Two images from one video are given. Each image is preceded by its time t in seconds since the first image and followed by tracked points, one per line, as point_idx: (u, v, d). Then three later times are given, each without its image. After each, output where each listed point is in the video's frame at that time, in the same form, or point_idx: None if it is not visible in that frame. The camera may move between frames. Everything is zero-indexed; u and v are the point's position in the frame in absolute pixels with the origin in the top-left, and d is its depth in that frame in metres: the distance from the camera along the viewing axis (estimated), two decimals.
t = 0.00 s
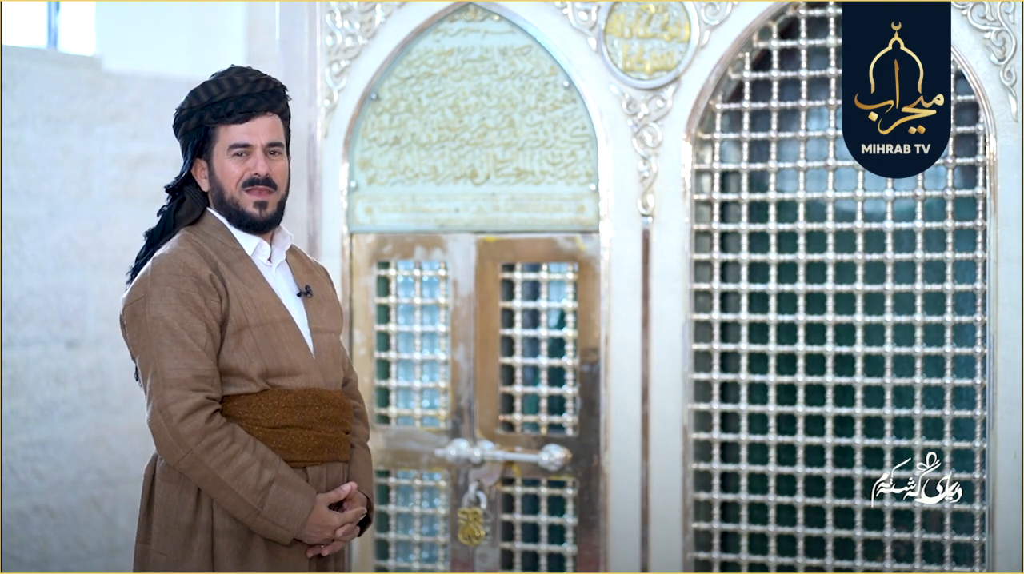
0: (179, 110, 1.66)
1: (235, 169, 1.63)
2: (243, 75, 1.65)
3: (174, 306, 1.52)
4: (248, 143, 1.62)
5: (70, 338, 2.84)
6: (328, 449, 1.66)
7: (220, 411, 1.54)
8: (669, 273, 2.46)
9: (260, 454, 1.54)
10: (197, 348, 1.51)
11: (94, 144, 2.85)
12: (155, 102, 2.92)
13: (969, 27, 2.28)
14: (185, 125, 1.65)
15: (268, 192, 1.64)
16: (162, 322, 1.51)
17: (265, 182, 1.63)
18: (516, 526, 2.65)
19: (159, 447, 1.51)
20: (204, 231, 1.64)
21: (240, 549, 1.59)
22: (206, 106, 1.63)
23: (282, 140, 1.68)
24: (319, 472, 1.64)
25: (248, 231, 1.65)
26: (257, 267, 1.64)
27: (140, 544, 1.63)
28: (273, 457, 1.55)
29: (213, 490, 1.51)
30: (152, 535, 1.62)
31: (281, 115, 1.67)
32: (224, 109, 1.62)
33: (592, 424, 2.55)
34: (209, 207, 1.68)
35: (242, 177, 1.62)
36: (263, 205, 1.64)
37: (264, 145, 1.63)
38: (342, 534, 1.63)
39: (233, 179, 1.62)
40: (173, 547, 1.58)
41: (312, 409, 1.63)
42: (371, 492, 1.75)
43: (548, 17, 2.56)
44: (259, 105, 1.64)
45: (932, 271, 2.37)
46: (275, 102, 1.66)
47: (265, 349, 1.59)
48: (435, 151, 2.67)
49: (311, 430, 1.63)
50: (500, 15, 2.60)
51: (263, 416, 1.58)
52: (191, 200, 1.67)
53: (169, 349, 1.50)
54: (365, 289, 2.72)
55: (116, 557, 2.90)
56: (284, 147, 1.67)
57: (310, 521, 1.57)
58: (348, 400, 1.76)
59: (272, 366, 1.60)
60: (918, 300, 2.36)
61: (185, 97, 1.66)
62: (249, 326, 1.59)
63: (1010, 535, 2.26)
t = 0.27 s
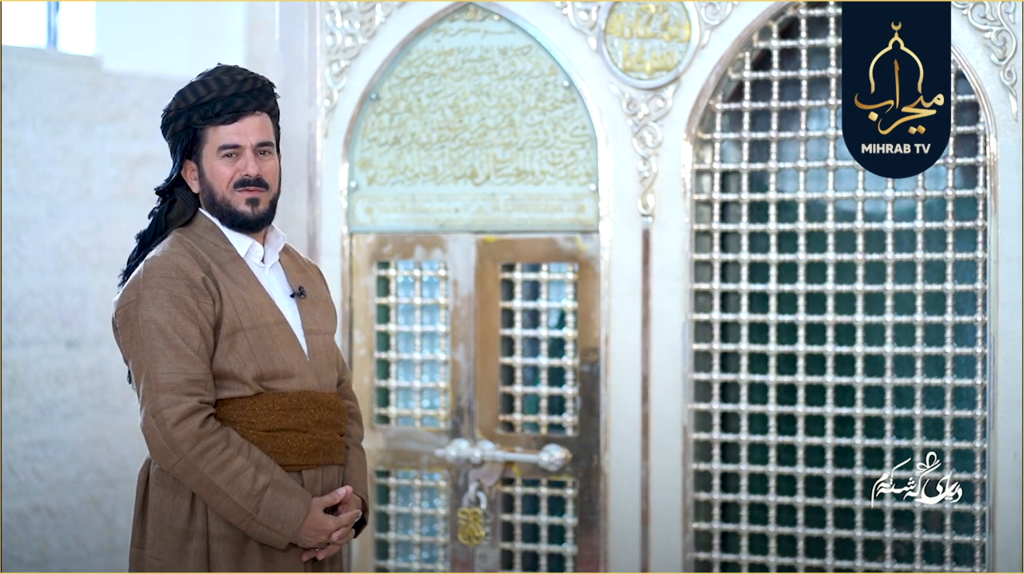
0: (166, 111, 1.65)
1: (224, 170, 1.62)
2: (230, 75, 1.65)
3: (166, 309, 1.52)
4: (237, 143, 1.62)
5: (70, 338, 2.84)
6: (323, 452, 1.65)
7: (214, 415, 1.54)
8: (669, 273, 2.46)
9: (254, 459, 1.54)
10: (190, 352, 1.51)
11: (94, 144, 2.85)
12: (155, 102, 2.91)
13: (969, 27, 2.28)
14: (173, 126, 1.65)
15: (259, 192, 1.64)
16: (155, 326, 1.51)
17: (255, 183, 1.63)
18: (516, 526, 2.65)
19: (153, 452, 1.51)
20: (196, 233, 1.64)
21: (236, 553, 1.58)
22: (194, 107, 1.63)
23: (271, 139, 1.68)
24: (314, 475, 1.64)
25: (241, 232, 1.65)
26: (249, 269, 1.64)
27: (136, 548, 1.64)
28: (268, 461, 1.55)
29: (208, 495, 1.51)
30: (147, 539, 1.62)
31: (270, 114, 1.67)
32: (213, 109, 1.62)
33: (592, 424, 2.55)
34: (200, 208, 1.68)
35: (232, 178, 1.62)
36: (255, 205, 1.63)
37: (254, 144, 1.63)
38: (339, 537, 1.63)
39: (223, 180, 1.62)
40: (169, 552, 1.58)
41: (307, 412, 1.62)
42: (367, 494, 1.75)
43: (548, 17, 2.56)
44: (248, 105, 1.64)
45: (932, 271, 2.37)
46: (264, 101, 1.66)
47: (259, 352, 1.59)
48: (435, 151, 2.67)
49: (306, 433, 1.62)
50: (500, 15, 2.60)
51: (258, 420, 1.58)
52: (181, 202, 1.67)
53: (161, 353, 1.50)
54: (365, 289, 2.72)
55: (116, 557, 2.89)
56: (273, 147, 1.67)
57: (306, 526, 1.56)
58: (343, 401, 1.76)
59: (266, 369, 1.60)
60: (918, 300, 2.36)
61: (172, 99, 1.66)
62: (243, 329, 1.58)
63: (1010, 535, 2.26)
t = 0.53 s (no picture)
0: (165, 109, 1.65)
1: (223, 171, 1.62)
2: (230, 74, 1.64)
3: (160, 310, 1.52)
4: (237, 144, 1.62)
5: (70, 338, 2.84)
6: (317, 453, 1.65)
7: (207, 417, 1.54)
8: (669, 273, 2.46)
9: (247, 461, 1.54)
10: (184, 353, 1.51)
11: (94, 144, 2.85)
12: (155, 101, 2.91)
13: (969, 27, 2.28)
14: (172, 125, 1.64)
15: (258, 194, 1.64)
16: (149, 327, 1.51)
17: (254, 185, 1.63)
18: (516, 526, 2.65)
19: (146, 454, 1.51)
20: (192, 233, 1.64)
21: (230, 556, 1.58)
22: (193, 106, 1.62)
23: (271, 139, 1.68)
24: (309, 477, 1.64)
25: (238, 233, 1.65)
26: (245, 269, 1.64)
27: (130, 549, 1.64)
28: (261, 463, 1.55)
29: (200, 498, 1.51)
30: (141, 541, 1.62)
31: (269, 114, 1.67)
32: (212, 109, 1.62)
33: (592, 425, 2.55)
34: (197, 207, 1.68)
35: (231, 179, 1.62)
36: (253, 206, 1.64)
37: (252, 145, 1.63)
38: (334, 540, 1.62)
39: (221, 181, 1.62)
40: (163, 553, 1.58)
41: (301, 414, 1.62)
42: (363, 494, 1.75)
43: (548, 17, 2.56)
44: (248, 105, 1.63)
45: (932, 271, 2.37)
46: (264, 102, 1.66)
47: (253, 353, 1.59)
48: (435, 151, 2.67)
49: (300, 435, 1.62)
50: (500, 15, 2.60)
51: (252, 422, 1.58)
52: (178, 201, 1.67)
53: (155, 354, 1.50)
54: (365, 289, 2.72)
55: (116, 557, 2.89)
56: (272, 147, 1.67)
57: (300, 529, 1.56)
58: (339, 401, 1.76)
59: (260, 371, 1.60)
60: (918, 300, 2.36)
61: (171, 96, 1.65)
62: (237, 331, 1.58)
63: (1010, 535, 2.26)
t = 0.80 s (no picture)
0: (173, 109, 1.66)
1: (229, 170, 1.63)
2: (237, 74, 1.64)
3: (162, 307, 1.52)
4: (242, 143, 1.62)
5: (70, 338, 2.84)
6: (319, 452, 1.64)
7: (207, 415, 1.54)
8: (669, 273, 2.46)
9: (246, 459, 1.54)
10: (184, 350, 1.51)
11: (94, 144, 2.85)
12: (155, 101, 2.93)
13: (969, 27, 2.28)
14: (179, 124, 1.65)
15: (263, 193, 1.64)
16: (150, 324, 1.52)
17: (259, 184, 1.63)
18: (516, 526, 2.65)
19: (144, 449, 1.51)
20: (199, 231, 1.64)
21: (229, 554, 1.58)
22: (199, 106, 1.63)
23: (277, 138, 1.67)
24: (310, 476, 1.63)
25: (243, 232, 1.65)
26: (250, 268, 1.64)
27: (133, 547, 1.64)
28: (260, 462, 1.55)
29: (198, 496, 1.51)
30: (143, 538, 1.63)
31: (276, 113, 1.67)
32: (217, 109, 1.62)
33: (592, 424, 2.55)
34: (205, 206, 1.68)
35: (236, 178, 1.62)
36: (258, 205, 1.64)
37: (258, 144, 1.63)
38: (334, 539, 1.62)
39: (227, 180, 1.62)
40: (162, 551, 1.59)
41: (302, 413, 1.62)
42: (369, 494, 1.74)
43: (548, 17, 2.56)
44: (253, 105, 1.63)
45: (932, 271, 2.37)
46: (270, 101, 1.66)
47: (255, 352, 1.59)
48: (435, 151, 2.67)
49: (301, 434, 1.62)
50: (500, 15, 2.60)
51: (251, 420, 1.58)
52: (186, 200, 1.67)
53: (156, 351, 1.51)
54: (365, 289, 2.72)
55: (116, 557, 2.90)
56: (278, 147, 1.67)
57: (297, 527, 1.56)
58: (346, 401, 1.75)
59: (262, 370, 1.59)
60: (918, 300, 2.36)
61: (178, 95, 1.65)
62: (239, 329, 1.58)
63: (1010, 535, 2.26)
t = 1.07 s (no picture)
0: (190, 107, 1.66)
1: (240, 171, 1.62)
2: (254, 76, 1.64)
3: (169, 304, 1.52)
4: (254, 145, 1.62)
5: (70, 338, 2.84)
6: (323, 451, 1.64)
7: (212, 411, 1.54)
8: (669, 273, 2.46)
9: (249, 456, 1.54)
10: (191, 347, 1.52)
11: (94, 144, 2.86)
12: (155, 101, 2.93)
13: (969, 27, 2.28)
14: (194, 123, 1.65)
15: (272, 196, 1.63)
16: (157, 320, 1.52)
17: (268, 186, 1.62)
18: (516, 526, 2.65)
19: (150, 444, 1.52)
20: (208, 230, 1.64)
21: (232, 550, 1.58)
22: (213, 105, 1.63)
23: (291, 142, 1.67)
24: (314, 475, 1.63)
25: (252, 233, 1.64)
26: (259, 267, 1.65)
27: (139, 545, 1.64)
28: (263, 459, 1.55)
29: (201, 492, 1.51)
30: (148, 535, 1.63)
31: (291, 117, 1.66)
32: (231, 109, 1.62)
33: (592, 424, 2.54)
34: (215, 206, 1.68)
35: (246, 179, 1.62)
36: (267, 208, 1.63)
37: (269, 147, 1.63)
38: (336, 539, 1.61)
39: (237, 181, 1.62)
40: (166, 548, 1.58)
41: (307, 411, 1.61)
42: (374, 495, 1.73)
43: (548, 17, 2.56)
44: (268, 107, 1.63)
45: (932, 271, 2.37)
46: (285, 104, 1.65)
47: (260, 349, 1.59)
48: (435, 151, 2.67)
49: (306, 432, 1.61)
50: (500, 15, 2.60)
51: (256, 418, 1.57)
52: (197, 199, 1.68)
53: (163, 347, 1.51)
54: (365, 289, 2.73)
55: (116, 557, 2.90)
56: (291, 150, 1.66)
57: (299, 526, 1.56)
58: (354, 402, 1.74)
59: (267, 368, 1.59)
60: (918, 300, 2.36)
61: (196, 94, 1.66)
62: (245, 327, 1.58)
63: (1010, 535, 2.26)
